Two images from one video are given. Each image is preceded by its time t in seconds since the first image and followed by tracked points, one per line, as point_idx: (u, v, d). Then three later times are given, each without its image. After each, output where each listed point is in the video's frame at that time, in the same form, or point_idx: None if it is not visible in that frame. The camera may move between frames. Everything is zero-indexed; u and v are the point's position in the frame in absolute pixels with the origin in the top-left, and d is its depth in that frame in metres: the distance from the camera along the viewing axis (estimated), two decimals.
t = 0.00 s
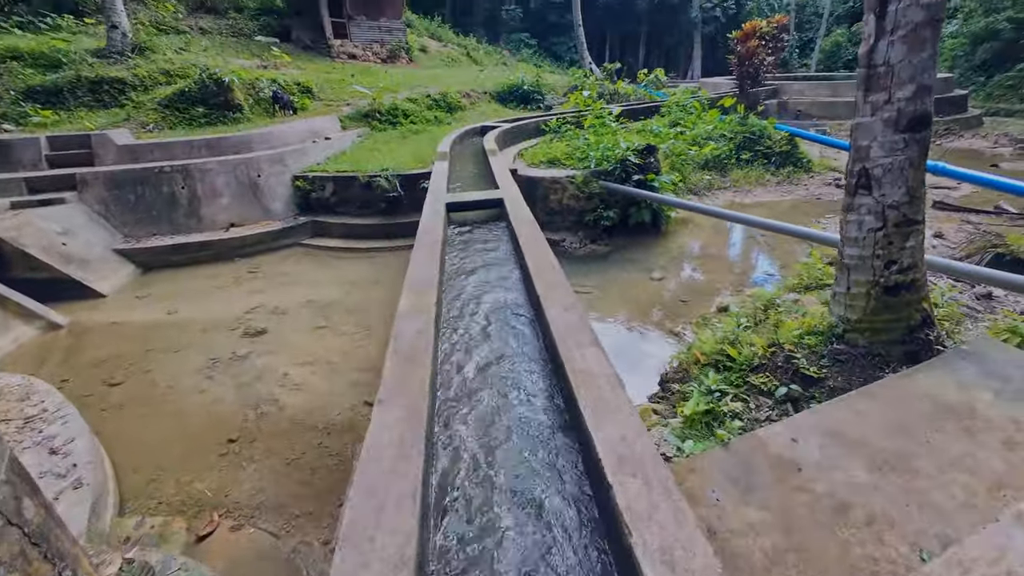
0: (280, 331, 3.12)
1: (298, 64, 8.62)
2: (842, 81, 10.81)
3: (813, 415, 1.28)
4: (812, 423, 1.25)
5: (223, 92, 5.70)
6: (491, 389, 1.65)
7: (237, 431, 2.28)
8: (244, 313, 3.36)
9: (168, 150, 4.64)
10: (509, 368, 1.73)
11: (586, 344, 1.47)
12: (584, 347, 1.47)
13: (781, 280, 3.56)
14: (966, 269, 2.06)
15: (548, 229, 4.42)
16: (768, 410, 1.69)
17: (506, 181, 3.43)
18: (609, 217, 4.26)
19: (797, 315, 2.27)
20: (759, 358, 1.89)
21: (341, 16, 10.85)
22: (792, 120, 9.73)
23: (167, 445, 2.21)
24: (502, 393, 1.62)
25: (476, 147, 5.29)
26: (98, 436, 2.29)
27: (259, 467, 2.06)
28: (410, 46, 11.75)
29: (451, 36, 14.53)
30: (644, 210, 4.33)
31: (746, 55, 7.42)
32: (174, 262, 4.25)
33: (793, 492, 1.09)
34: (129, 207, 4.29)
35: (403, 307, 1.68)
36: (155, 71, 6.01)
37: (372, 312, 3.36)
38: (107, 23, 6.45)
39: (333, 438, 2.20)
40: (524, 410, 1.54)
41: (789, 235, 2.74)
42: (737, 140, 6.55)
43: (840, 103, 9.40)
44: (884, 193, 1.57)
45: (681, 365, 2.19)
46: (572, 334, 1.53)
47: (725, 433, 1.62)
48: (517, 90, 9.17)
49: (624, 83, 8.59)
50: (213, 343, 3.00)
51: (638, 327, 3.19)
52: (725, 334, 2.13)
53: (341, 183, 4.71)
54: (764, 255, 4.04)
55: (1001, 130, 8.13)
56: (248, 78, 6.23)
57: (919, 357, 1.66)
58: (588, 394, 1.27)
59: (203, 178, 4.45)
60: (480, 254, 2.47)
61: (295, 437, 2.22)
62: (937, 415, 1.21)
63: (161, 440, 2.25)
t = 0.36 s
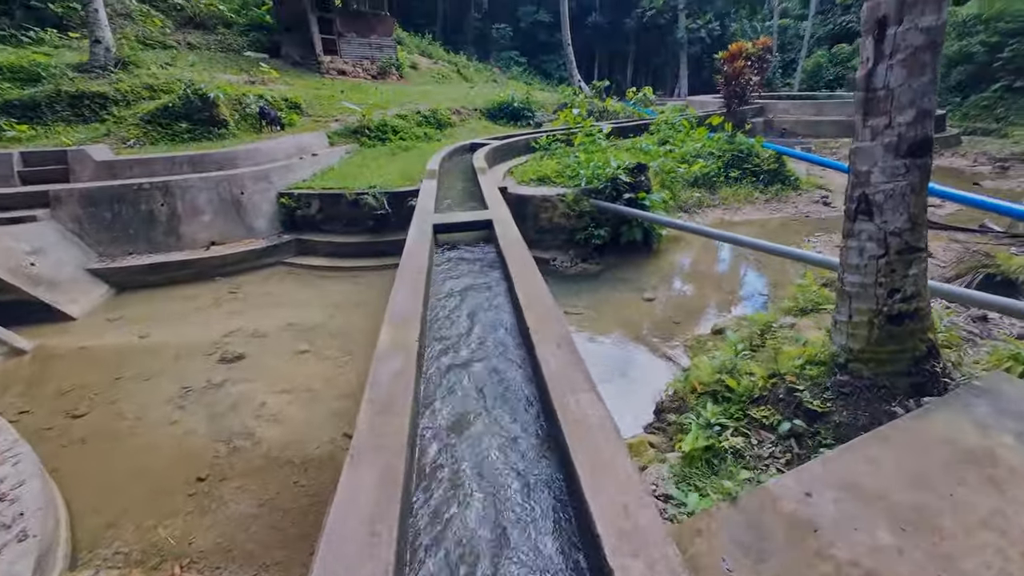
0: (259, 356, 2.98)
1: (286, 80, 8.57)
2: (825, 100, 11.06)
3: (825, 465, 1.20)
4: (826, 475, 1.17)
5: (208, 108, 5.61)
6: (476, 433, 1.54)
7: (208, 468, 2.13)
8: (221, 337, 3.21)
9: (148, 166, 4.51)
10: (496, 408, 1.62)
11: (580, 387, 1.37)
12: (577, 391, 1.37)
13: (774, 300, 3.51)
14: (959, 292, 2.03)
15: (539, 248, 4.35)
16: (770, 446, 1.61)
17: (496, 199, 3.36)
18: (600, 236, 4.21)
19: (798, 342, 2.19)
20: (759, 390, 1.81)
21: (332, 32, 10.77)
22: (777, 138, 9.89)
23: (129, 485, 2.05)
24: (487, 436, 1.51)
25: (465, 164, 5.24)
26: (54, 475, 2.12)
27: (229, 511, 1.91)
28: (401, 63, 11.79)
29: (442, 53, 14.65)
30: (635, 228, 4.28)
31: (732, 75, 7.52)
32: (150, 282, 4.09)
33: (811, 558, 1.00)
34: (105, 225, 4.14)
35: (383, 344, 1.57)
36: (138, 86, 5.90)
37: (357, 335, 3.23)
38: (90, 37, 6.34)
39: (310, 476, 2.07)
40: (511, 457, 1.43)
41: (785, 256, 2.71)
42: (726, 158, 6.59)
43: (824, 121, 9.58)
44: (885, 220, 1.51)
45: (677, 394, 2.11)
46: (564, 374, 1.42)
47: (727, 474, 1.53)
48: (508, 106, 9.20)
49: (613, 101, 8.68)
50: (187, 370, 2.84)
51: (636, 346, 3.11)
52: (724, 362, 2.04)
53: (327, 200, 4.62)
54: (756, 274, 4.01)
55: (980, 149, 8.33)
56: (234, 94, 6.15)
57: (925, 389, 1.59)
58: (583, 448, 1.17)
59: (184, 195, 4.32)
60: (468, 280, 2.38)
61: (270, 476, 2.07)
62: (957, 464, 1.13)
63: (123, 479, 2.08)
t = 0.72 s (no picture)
0: (232, 404, 2.89)
1: (269, 105, 8.54)
2: (796, 133, 11.55)
3: (800, 555, 1.22)
4: (800, 566, 1.19)
5: (187, 135, 5.53)
6: (455, 520, 1.48)
7: (174, 534, 2.03)
8: (193, 382, 3.11)
9: (122, 197, 4.40)
10: (473, 490, 1.57)
11: (559, 483, 1.32)
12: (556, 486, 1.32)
13: (752, 343, 3.57)
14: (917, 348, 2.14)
15: (520, 285, 4.38)
16: (748, 515, 1.63)
17: (478, 240, 3.37)
18: (581, 273, 4.26)
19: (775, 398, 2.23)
20: (737, 454, 1.84)
21: (317, 57, 10.80)
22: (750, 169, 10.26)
23: (86, 555, 1.94)
24: (463, 525, 1.46)
25: (449, 197, 5.27)
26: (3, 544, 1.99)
27: None
28: (385, 87, 11.89)
29: (426, 78, 14.83)
30: (616, 266, 4.35)
31: (709, 112, 7.86)
32: (120, 318, 3.96)
33: None
34: (74, 259, 4.01)
35: (361, 427, 1.55)
36: (115, 112, 5.79)
37: (336, 379, 3.17)
38: (66, 61, 6.24)
39: (282, 541, 1.99)
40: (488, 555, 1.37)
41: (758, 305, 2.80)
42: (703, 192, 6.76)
43: (795, 154, 9.98)
44: (852, 295, 1.57)
45: (656, 450, 2.12)
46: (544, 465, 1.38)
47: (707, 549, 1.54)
48: (491, 134, 9.33)
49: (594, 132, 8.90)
50: (155, 420, 2.74)
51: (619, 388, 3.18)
52: (702, 420, 2.07)
53: (308, 234, 4.58)
54: (734, 313, 4.10)
55: (939, 184, 8.78)
56: (215, 120, 6.08)
57: (894, 458, 1.64)
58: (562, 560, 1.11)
59: (158, 228, 4.22)
60: (451, 340, 2.37)
61: (239, 543, 1.99)
62: (924, 554, 1.17)
63: (79, 548, 1.97)
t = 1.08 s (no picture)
0: (204, 451, 2.81)
1: (243, 132, 8.49)
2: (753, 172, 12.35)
3: None
4: None
5: (158, 166, 5.42)
6: None
7: None
8: (161, 427, 3.01)
9: (87, 229, 4.27)
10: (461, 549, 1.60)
11: (550, 548, 1.38)
12: (546, 550, 1.38)
13: (720, 381, 3.73)
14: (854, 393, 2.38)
15: (497, 322, 4.48)
16: (719, 561, 1.75)
17: (457, 283, 3.46)
18: (557, 311, 4.40)
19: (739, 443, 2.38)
20: (707, 501, 1.97)
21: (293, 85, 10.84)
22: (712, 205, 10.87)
23: None
24: None
25: (426, 233, 5.36)
26: None
27: None
28: (361, 116, 12.01)
29: (402, 107, 15.07)
30: (590, 304, 4.51)
31: (673, 155, 8.40)
32: (79, 358, 3.80)
33: None
34: (31, 295, 3.84)
35: (353, 491, 1.58)
36: (81, 138, 5.64)
37: (312, 422, 3.14)
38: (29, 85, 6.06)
39: None
40: None
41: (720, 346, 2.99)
42: (669, 230, 7.07)
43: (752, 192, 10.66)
44: (805, 356, 1.75)
45: (631, 495, 2.22)
46: (533, 530, 1.44)
47: None
48: (466, 167, 9.56)
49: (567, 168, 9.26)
50: (120, 471, 2.63)
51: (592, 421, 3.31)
52: (673, 465, 2.19)
53: (283, 269, 4.57)
54: (700, 349, 4.32)
55: (880, 223, 9.56)
56: (188, 150, 5.97)
57: (846, 504, 1.80)
58: None
59: (125, 263, 4.09)
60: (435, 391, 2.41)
61: None
62: None
63: None
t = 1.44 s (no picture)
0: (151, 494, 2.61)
1: (196, 153, 8.17)
2: (701, 205, 13.21)
3: None
4: None
5: (103, 186, 5.13)
6: None
7: None
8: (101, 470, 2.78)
9: (17, 252, 3.91)
10: None
11: None
12: None
13: (679, 405, 3.90)
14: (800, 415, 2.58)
15: (465, 350, 4.48)
16: None
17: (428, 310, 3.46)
18: (524, 339, 4.47)
19: (703, 466, 2.50)
20: (678, 523, 2.04)
21: (252, 107, 10.61)
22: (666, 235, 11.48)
23: None
24: None
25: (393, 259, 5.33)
26: None
27: None
28: (323, 141, 11.91)
29: (364, 132, 15.06)
30: (556, 331, 4.60)
31: (630, 189, 8.92)
32: None
33: None
34: None
35: (336, 532, 1.53)
36: (14, 155, 5.25)
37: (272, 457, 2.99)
38: None
39: None
40: None
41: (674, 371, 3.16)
42: (629, 258, 7.43)
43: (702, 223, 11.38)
44: (762, 381, 1.90)
45: (605, 520, 2.24)
46: (522, 560, 1.47)
47: None
48: (431, 194, 9.64)
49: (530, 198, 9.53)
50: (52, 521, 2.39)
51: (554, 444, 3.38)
52: (645, 490, 2.25)
53: (240, 296, 4.44)
54: (657, 374, 4.51)
55: (814, 254, 10.44)
56: (137, 170, 5.68)
57: (802, 518, 1.95)
58: None
59: (62, 289, 3.75)
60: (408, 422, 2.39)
61: None
62: None
63: None
